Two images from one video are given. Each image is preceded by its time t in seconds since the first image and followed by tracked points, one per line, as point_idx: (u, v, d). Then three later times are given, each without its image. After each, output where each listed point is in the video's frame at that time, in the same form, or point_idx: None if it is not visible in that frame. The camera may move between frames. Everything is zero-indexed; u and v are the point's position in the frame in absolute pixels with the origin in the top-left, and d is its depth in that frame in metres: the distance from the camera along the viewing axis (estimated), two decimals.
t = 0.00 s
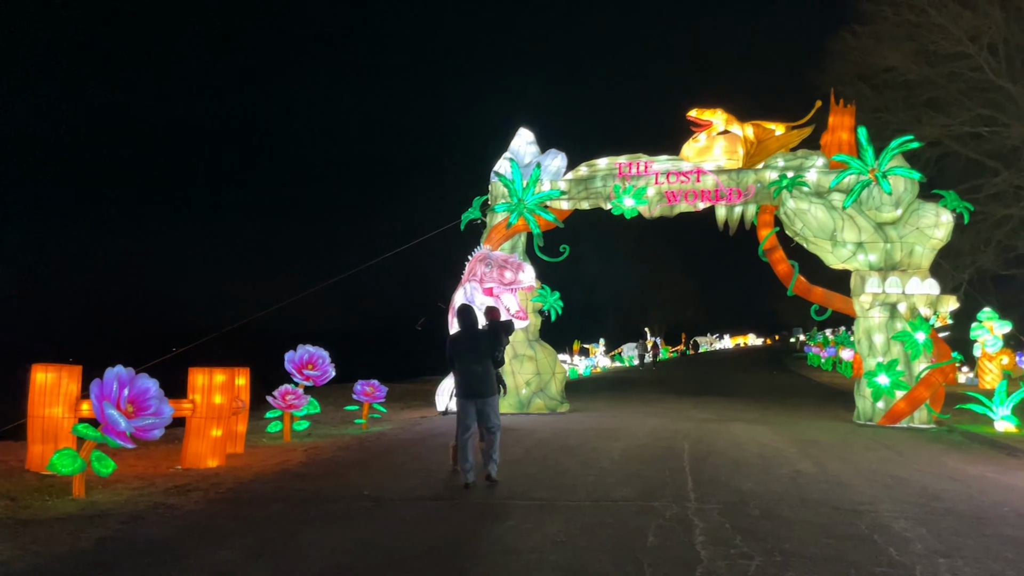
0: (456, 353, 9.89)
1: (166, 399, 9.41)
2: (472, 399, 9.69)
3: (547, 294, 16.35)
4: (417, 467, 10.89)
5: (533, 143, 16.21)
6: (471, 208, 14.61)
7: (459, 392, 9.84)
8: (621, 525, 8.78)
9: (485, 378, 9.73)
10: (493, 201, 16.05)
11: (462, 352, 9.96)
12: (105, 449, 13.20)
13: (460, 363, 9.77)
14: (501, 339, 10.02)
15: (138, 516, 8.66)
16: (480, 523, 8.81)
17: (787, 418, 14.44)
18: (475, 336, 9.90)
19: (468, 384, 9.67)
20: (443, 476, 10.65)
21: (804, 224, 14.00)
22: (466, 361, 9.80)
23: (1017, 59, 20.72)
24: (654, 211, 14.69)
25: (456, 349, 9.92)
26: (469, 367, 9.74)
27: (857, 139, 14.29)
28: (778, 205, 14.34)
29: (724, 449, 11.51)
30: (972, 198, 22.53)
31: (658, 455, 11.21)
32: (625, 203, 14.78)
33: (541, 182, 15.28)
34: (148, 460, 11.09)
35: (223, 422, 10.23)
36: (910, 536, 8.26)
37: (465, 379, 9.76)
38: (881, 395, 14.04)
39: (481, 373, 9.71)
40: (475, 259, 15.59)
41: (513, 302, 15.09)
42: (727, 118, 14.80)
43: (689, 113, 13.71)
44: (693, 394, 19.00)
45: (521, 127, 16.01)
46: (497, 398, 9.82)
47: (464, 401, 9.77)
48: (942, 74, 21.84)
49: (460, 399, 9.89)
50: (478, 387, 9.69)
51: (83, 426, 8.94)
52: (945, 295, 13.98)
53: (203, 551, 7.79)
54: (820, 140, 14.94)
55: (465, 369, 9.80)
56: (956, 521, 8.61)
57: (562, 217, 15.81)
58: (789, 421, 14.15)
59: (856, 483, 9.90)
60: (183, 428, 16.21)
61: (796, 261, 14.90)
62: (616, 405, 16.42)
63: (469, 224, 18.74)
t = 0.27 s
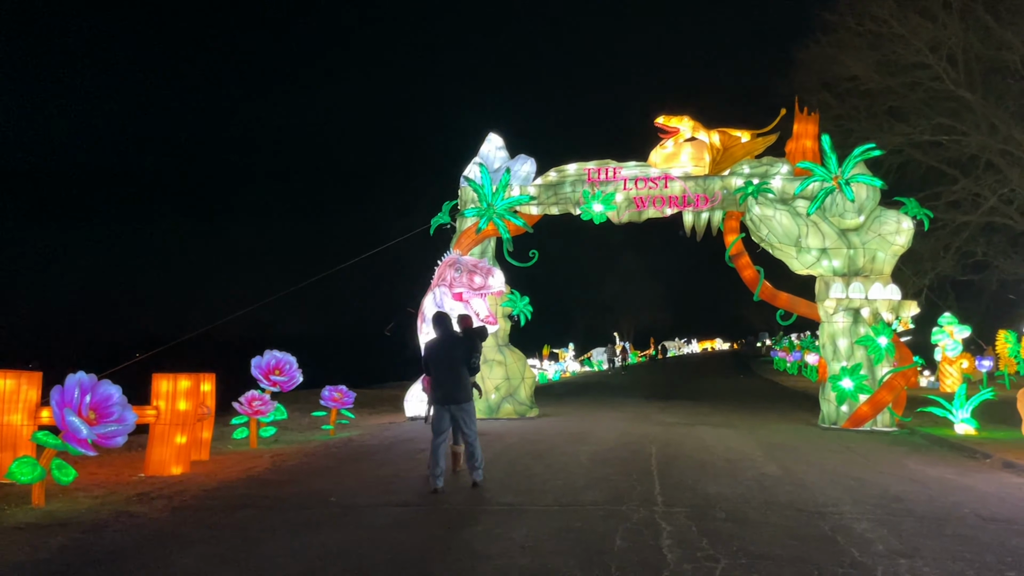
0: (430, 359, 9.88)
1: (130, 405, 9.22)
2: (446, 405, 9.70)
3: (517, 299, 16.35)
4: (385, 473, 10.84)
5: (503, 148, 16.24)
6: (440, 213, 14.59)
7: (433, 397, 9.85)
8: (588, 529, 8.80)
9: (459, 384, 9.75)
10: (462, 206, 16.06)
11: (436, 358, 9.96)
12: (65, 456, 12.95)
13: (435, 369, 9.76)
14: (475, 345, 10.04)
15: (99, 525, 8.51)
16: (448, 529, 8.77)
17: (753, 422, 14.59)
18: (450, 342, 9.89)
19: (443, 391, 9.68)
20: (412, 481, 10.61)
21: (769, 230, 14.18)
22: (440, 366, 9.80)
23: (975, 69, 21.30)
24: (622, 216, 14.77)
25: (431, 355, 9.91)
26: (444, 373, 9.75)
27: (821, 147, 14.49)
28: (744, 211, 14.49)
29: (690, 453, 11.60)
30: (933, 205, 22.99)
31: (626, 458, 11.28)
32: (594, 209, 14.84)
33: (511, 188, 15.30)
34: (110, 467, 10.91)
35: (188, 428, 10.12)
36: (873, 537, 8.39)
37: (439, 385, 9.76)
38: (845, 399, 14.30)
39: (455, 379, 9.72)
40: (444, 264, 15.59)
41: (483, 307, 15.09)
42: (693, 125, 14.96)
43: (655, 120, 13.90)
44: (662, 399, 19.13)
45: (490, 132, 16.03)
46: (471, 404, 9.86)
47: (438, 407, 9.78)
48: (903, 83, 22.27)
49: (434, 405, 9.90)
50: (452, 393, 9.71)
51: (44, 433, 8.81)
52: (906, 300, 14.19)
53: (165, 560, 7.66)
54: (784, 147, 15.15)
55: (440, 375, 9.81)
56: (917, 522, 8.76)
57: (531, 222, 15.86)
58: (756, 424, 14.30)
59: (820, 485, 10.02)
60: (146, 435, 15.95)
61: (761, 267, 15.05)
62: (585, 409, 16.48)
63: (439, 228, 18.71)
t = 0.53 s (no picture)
0: (417, 365, 9.80)
1: (95, 411, 9.13)
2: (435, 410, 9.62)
3: (489, 303, 16.33)
4: (356, 479, 10.79)
5: (476, 152, 16.25)
6: (412, 217, 14.56)
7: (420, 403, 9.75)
8: (561, 534, 8.81)
9: (447, 389, 9.69)
10: (435, 210, 16.05)
11: (422, 364, 9.88)
12: (28, 464, 12.71)
13: (422, 375, 9.70)
14: (460, 351, 10.00)
15: (64, 533, 8.37)
16: (420, 534, 8.74)
17: (724, 425, 14.71)
18: (435, 348, 9.84)
19: (431, 395, 9.60)
20: (383, 486, 10.57)
21: (740, 235, 14.30)
22: (428, 372, 9.73)
23: (940, 77, 21.86)
24: (595, 221, 14.83)
25: (417, 361, 9.83)
26: (431, 378, 9.67)
27: (790, 153, 14.67)
28: (715, 216, 14.63)
29: (660, 457, 11.66)
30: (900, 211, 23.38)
31: (597, 462, 11.34)
32: (566, 213, 14.89)
33: (484, 192, 15.31)
34: (75, 474, 10.74)
35: (156, 434, 10.02)
36: (840, 538, 8.50)
37: (426, 390, 9.68)
38: (814, 402, 14.48)
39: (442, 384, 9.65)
40: (416, 268, 15.58)
41: (455, 310, 15.11)
42: (665, 130, 15.06)
43: (628, 125, 13.95)
44: (633, 402, 19.23)
45: (463, 136, 16.03)
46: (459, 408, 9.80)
47: (426, 412, 9.68)
48: (871, 90, 22.62)
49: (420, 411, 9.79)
50: (440, 398, 9.63)
51: (6, 440, 8.59)
52: (873, 305, 14.41)
53: (132, 567, 7.55)
54: (754, 153, 15.32)
55: (427, 380, 9.73)
56: (884, 523, 8.89)
57: (504, 226, 15.87)
58: (726, 428, 14.42)
59: (789, 488, 10.13)
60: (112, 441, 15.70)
61: (732, 271, 15.18)
62: (557, 414, 16.53)
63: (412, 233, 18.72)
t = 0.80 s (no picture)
0: (402, 366, 9.89)
1: (64, 415, 8.98)
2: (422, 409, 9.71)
3: (466, 306, 16.30)
4: (331, 483, 10.72)
5: (452, 155, 16.24)
6: (388, 220, 14.49)
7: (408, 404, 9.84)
8: (535, 536, 8.80)
9: (433, 388, 9.77)
10: (411, 213, 16.00)
11: (408, 365, 9.98)
12: None
13: (408, 375, 9.79)
14: (445, 351, 10.10)
15: (32, 539, 8.24)
16: (395, 538, 8.69)
17: (698, 427, 14.80)
18: (421, 349, 9.93)
19: (418, 396, 9.68)
20: (359, 490, 10.52)
21: (714, 238, 14.41)
22: (413, 372, 9.82)
23: (910, 84, 22.21)
24: (571, 224, 14.88)
25: (403, 362, 9.92)
26: (417, 377, 9.76)
27: (764, 157, 14.81)
28: (689, 220, 14.73)
29: (635, 460, 11.70)
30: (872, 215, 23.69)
31: (574, 465, 11.37)
32: (542, 216, 14.88)
33: (460, 195, 15.27)
34: (43, 480, 10.57)
35: (127, 439, 9.90)
36: (812, 539, 8.57)
37: (413, 390, 9.77)
38: (787, 404, 14.63)
39: (428, 384, 9.74)
40: (392, 271, 15.54)
41: (431, 314, 15.20)
42: (641, 134, 15.12)
43: (604, 129, 14.00)
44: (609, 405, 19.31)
45: (440, 139, 16.00)
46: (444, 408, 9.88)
47: (414, 412, 9.77)
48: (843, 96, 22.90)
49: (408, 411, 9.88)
50: (426, 398, 9.72)
51: None
52: (845, 307, 14.56)
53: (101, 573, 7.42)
54: (729, 157, 15.43)
55: (413, 381, 9.82)
56: (855, 524, 8.99)
57: (481, 228, 15.86)
58: (701, 430, 14.52)
59: (763, 490, 10.20)
60: (81, 446, 15.46)
61: (706, 275, 15.29)
62: (533, 416, 16.54)
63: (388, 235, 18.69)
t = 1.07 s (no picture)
0: (390, 369, 9.92)
1: (36, 418, 8.86)
2: (409, 412, 9.73)
3: (445, 308, 16.39)
4: (308, 487, 10.65)
5: (431, 156, 16.23)
6: (366, 221, 14.43)
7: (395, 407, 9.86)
8: (514, 539, 8.78)
9: (419, 392, 9.80)
10: (390, 214, 15.95)
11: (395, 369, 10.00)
12: None
13: (395, 379, 9.82)
14: (431, 356, 10.16)
15: (2, 545, 8.11)
16: (373, 542, 8.63)
17: (676, 428, 14.88)
18: (408, 352, 9.97)
19: (405, 399, 9.70)
20: (338, 493, 10.46)
21: (692, 241, 14.50)
22: (400, 376, 9.84)
23: (885, 88, 22.48)
24: (550, 226, 14.90)
25: (391, 365, 9.96)
26: (404, 381, 9.79)
27: (741, 160, 14.91)
28: (668, 222, 14.80)
29: (614, 461, 11.74)
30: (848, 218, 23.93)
31: (552, 467, 11.37)
32: (522, 218, 14.90)
33: (439, 197, 15.21)
34: (15, 484, 10.42)
35: (100, 442, 9.79)
36: (789, 540, 8.62)
37: (400, 394, 9.79)
38: (765, 406, 14.73)
39: (415, 387, 9.77)
40: (370, 273, 15.49)
41: (410, 315, 15.15)
42: (619, 137, 15.17)
43: (584, 131, 14.03)
44: (588, 407, 19.36)
45: (419, 140, 15.97)
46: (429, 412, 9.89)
47: (400, 415, 9.79)
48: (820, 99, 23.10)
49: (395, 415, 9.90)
50: (413, 401, 9.74)
51: None
52: (821, 309, 14.71)
53: None
54: (707, 160, 15.53)
55: (400, 385, 9.84)
56: (830, 524, 9.06)
57: (460, 230, 15.84)
58: (680, 431, 14.60)
59: (740, 491, 10.26)
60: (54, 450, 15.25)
61: (684, 277, 15.37)
62: (511, 418, 16.55)
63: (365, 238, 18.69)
